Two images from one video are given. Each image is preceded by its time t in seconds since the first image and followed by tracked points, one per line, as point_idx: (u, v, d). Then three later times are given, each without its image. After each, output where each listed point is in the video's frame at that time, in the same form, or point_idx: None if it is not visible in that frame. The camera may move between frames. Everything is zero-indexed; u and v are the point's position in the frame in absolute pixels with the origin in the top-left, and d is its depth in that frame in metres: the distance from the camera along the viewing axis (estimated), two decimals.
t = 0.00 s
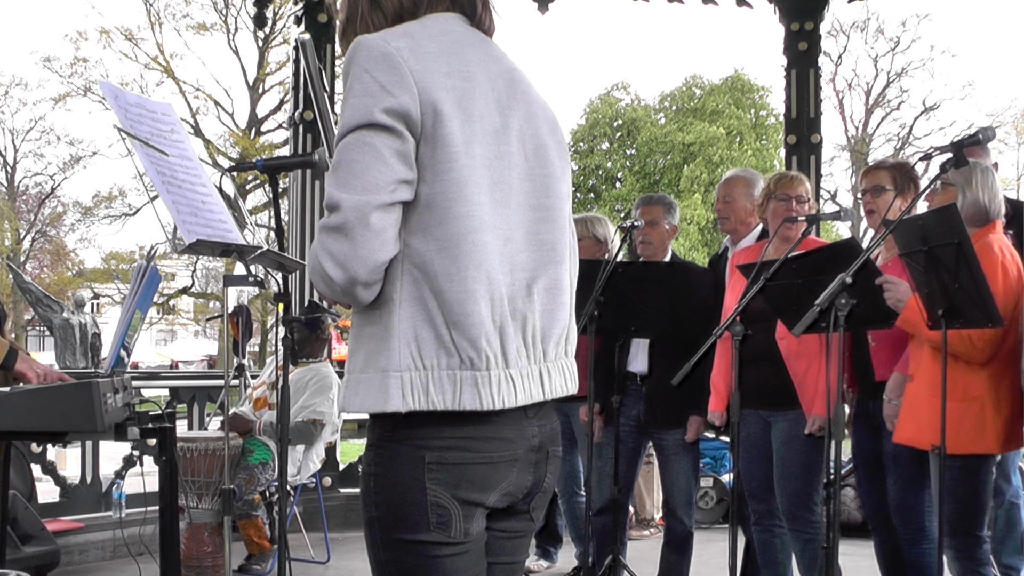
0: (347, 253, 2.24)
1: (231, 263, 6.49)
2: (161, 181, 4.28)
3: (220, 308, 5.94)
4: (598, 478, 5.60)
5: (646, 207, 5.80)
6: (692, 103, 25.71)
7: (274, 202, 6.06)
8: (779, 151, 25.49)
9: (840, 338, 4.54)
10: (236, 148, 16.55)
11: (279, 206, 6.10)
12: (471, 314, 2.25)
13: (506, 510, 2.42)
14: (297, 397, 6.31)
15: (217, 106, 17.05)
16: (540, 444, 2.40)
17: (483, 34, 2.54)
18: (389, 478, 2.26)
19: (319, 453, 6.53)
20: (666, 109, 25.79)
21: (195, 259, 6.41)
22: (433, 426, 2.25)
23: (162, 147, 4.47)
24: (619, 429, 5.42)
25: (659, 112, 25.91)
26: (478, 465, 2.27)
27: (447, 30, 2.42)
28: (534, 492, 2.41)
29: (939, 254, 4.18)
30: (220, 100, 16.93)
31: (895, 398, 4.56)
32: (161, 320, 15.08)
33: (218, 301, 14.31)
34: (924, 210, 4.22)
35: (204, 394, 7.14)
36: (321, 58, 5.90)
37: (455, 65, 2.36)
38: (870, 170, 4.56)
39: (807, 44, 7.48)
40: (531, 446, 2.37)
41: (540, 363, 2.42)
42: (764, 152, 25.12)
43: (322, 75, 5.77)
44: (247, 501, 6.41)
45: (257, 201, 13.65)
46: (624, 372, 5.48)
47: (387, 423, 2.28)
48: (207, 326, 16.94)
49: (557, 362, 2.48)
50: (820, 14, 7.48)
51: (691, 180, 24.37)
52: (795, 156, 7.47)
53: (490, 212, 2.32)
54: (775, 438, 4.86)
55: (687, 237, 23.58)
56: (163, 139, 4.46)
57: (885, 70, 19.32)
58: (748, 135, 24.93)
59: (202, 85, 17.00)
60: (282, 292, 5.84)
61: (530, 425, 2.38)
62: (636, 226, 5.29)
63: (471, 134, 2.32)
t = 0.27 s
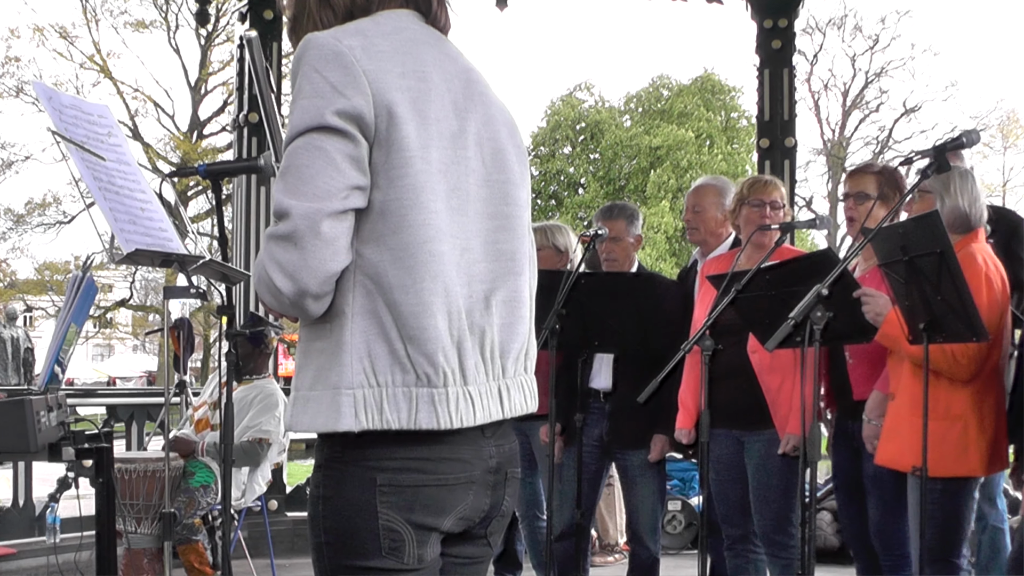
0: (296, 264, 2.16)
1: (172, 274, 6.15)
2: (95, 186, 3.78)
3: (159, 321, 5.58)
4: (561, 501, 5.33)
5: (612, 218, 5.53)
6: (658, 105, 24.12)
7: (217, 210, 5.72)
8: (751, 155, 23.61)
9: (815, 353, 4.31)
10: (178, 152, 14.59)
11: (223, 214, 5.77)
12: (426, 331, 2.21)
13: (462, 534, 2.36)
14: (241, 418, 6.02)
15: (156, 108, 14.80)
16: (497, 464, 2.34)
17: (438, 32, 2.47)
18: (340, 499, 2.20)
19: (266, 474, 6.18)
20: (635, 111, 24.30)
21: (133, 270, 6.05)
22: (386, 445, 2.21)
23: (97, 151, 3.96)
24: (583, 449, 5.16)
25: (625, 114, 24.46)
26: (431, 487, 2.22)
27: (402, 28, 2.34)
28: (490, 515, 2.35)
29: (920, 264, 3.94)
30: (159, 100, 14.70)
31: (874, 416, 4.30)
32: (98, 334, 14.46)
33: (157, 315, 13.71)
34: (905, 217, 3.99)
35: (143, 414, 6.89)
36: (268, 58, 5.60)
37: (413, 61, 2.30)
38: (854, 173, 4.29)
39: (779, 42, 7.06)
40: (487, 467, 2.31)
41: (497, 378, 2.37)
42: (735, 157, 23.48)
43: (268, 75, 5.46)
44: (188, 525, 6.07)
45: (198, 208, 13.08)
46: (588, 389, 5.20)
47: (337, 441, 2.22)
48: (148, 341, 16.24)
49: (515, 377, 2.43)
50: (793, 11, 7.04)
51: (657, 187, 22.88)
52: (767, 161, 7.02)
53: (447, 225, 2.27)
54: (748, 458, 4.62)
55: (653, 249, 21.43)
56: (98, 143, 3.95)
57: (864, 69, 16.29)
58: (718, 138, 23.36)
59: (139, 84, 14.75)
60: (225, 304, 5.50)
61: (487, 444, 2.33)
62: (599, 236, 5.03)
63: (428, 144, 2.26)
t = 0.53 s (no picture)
0: (235, 275, 2.00)
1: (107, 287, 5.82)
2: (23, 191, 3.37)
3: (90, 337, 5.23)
4: (517, 526, 5.06)
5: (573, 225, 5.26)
6: (622, 106, 22.25)
7: (153, 218, 5.39)
8: (720, 159, 21.37)
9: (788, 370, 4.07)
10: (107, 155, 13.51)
11: (159, 223, 5.44)
12: (374, 345, 2.05)
13: (415, 563, 2.19)
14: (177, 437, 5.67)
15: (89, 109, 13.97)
16: (450, 488, 2.18)
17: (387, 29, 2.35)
18: (283, 525, 2.03)
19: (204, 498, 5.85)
20: (599, 111, 22.39)
21: (64, 282, 5.70)
22: (332, 468, 2.04)
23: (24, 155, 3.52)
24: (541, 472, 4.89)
25: (586, 116, 22.61)
26: (380, 513, 2.06)
27: (351, 26, 2.21)
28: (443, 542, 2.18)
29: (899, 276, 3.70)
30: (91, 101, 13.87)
31: (850, 437, 4.05)
32: (26, 349, 13.79)
33: (87, 329, 13.04)
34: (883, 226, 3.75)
35: (74, 433, 6.56)
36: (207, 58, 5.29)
37: (363, 58, 2.16)
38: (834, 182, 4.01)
39: (750, 40, 6.70)
40: (441, 491, 2.15)
41: (451, 397, 2.21)
42: (704, 160, 21.37)
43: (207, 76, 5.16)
44: (121, 553, 5.71)
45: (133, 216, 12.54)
46: (547, 409, 4.91)
47: (280, 464, 2.05)
48: (78, 357, 15.45)
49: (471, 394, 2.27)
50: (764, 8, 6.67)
51: (621, 193, 21.02)
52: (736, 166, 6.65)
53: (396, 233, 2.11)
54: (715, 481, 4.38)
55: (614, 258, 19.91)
56: (26, 145, 3.51)
57: (838, 69, 15.03)
58: (686, 141, 21.40)
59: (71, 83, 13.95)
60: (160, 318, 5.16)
61: (439, 466, 2.16)
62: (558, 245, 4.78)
63: (376, 145, 2.11)
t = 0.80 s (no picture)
0: (167, 286, 1.84)
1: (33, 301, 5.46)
2: None
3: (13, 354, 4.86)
4: (470, 554, 4.78)
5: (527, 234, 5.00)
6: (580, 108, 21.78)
7: (81, 227, 5.04)
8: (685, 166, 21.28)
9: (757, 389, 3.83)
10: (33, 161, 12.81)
11: (88, 232, 5.09)
12: (315, 362, 1.89)
13: None
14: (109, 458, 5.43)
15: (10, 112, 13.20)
16: (398, 515, 2.02)
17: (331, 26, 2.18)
18: (219, 552, 1.88)
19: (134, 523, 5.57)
20: (555, 113, 21.79)
21: None
22: (271, 494, 1.89)
23: None
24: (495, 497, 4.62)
25: (542, 119, 21.99)
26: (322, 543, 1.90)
27: (293, 21, 2.05)
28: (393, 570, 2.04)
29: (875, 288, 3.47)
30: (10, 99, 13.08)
31: (823, 461, 3.80)
32: None
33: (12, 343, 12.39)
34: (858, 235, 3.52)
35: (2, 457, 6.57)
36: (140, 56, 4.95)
37: (307, 56, 2.00)
38: (808, 186, 3.80)
39: (717, 38, 6.58)
40: (388, 518, 1.99)
41: (399, 419, 2.04)
42: (667, 167, 21.17)
43: (141, 75, 4.83)
44: None
45: (62, 226, 11.97)
46: (501, 431, 4.64)
47: (216, 490, 1.89)
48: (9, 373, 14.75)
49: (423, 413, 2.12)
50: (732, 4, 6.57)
51: (579, 201, 20.28)
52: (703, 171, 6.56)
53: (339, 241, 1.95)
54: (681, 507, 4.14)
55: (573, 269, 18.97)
56: None
57: (811, 67, 14.14)
58: (648, 145, 21.13)
59: None
60: (88, 334, 4.80)
61: (387, 493, 2.00)
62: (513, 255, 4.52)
63: (318, 146, 1.95)
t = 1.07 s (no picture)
0: (87, 298, 1.71)
1: None
2: None
3: None
4: None
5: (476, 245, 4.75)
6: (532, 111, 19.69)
7: None
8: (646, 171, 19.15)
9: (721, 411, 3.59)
10: None
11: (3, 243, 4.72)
12: (246, 381, 1.78)
13: None
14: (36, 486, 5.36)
15: None
16: (338, 545, 1.91)
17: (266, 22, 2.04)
18: None
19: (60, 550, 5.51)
20: (506, 116, 19.75)
21: None
22: (201, 522, 1.79)
23: None
24: (440, 525, 4.39)
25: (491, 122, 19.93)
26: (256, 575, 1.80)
27: (221, 16, 1.93)
28: None
29: (849, 303, 3.23)
30: None
31: (792, 487, 3.56)
32: None
33: None
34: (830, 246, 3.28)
35: None
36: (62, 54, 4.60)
37: (239, 53, 1.88)
38: (782, 193, 3.65)
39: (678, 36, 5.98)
40: (326, 549, 1.88)
41: (339, 441, 1.92)
42: (625, 174, 19.04)
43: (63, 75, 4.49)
44: None
45: None
46: (450, 456, 4.42)
47: (143, 517, 1.78)
48: None
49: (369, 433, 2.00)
50: None
51: (531, 210, 18.37)
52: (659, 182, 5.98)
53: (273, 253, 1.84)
54: (640, 538, 3.90)
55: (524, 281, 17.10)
56: None
57: (779, 67, 13.48)
58: (604, 151, 19.02)
59: None
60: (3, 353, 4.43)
61: (326, 521, 1.90)
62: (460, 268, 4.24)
63: (251, 150, 1.84)
